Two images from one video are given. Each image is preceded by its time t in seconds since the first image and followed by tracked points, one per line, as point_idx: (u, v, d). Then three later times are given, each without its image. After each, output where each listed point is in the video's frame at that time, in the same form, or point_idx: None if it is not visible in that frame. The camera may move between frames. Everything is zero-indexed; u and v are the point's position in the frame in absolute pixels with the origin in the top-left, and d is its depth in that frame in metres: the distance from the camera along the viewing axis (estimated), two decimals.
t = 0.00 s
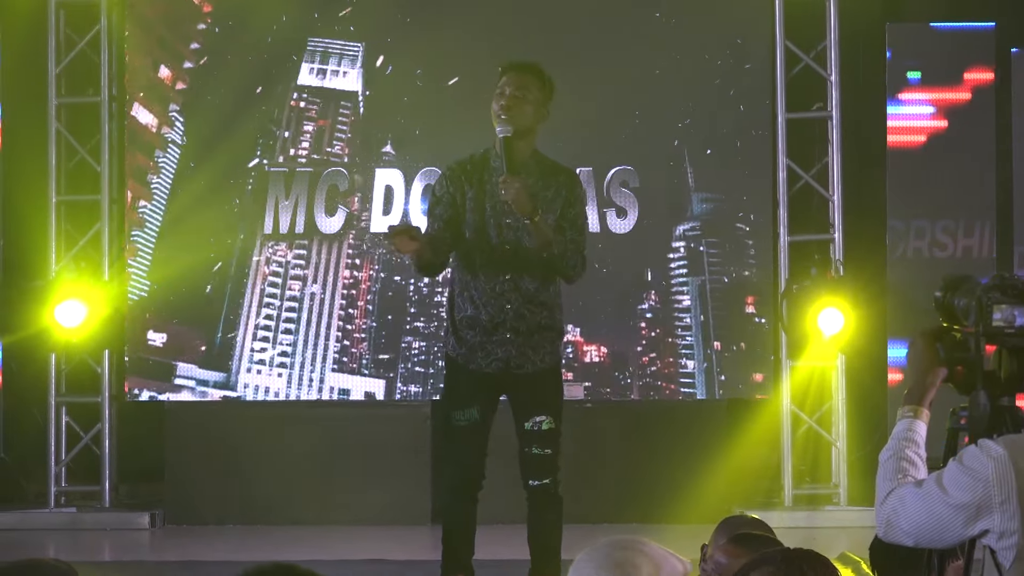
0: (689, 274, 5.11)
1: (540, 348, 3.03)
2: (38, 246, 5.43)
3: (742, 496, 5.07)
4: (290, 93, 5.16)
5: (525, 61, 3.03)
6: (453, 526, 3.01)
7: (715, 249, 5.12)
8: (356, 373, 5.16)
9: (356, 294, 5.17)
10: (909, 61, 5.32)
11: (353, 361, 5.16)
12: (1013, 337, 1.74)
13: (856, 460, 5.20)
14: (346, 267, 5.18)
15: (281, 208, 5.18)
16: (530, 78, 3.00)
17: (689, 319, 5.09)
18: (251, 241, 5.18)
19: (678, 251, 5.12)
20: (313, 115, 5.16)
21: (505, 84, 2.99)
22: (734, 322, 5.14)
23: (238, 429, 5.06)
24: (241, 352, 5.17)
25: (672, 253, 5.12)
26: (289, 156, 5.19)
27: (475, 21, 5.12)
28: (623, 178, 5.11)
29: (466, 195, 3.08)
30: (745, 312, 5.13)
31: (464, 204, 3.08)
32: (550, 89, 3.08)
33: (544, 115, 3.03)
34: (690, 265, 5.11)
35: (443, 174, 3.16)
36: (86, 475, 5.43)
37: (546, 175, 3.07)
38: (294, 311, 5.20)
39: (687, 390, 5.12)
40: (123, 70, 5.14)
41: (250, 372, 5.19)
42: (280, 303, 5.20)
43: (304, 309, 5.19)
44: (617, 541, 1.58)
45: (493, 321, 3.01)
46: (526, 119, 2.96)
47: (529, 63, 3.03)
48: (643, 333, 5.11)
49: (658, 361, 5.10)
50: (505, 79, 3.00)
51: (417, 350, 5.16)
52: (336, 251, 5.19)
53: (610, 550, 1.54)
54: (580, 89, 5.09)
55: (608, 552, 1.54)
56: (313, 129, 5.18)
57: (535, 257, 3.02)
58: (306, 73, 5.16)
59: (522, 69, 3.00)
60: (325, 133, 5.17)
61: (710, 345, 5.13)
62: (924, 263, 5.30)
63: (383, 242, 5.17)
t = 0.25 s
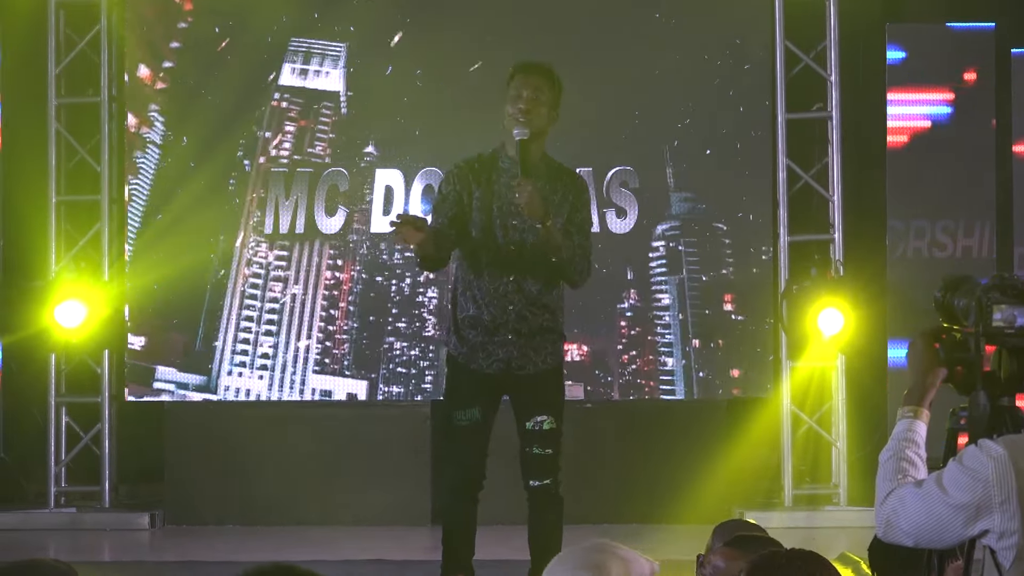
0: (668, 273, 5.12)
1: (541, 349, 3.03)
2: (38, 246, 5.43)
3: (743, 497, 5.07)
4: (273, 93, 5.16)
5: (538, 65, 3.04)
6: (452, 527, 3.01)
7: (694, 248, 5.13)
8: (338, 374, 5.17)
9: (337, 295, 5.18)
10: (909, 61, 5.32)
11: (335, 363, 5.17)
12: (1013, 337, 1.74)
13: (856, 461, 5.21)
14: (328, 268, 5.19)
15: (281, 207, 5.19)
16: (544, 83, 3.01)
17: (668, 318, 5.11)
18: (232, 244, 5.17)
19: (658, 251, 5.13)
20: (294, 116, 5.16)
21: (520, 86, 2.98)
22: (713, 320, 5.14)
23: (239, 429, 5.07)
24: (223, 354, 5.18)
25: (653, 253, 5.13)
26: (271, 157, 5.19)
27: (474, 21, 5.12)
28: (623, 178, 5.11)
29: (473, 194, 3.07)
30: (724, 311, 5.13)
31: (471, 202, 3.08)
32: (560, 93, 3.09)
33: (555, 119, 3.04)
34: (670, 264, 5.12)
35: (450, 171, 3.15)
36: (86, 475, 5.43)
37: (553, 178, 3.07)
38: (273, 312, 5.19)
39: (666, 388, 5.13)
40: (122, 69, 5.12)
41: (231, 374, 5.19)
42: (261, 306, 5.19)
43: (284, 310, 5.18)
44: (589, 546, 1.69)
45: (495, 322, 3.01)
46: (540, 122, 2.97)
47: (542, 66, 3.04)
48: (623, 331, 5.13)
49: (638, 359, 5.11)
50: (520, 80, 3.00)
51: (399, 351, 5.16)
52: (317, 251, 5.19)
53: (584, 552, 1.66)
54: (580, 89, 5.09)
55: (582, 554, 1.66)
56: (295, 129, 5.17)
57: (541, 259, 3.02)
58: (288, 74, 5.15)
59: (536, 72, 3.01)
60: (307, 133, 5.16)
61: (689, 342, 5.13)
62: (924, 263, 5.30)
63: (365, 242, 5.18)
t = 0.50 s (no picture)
0: (649, 272, 5.09)
1: (548, 351, 3.03)
2: (37, 247, 5.43)
3: (742, 496, 5.11)
4: (254, 93, 5.13)
5: (549, 67, 3.05)
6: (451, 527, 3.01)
7: (673, 246, 5.11)
8: (320, 376, 5.11)
9: (319, 296, 5.13)
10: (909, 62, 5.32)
11: (317, 364, 5.12)
12: (1013, 338, 1.74)
13: (856, 461, 5.25)
14: (309, 269, 5.15)
15: (281, 209, 5.17)
16: (556, 85, 3.03)
17: (649, 316, 5.08)
18: (211, 245, 5.14)
19: (638, 251, 5.10)
20: (276, 116, 5.15)
21: (534, 89, 2.99)
22: (693, 318, 5.10)
23: (240, 428, 5.08)
24: (202, 357, 5.12)
25: (633, 251, 5.11)
26: (251, 157, 5.16)
27: (474, 22, 5.11)
28: (622, 178, 5.09)
29: (483, 195, 3.08)
30: (703, 308, 5.10)
31: (483, 203, 3.07)
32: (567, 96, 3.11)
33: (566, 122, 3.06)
34: (650, 263, 5.10)
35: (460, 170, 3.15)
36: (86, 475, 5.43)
37: (564, 180, 3.09)
38: (254, 314, 5.14)
39: (646, 388, 5.06)
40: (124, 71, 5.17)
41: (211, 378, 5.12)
42: (242, 308, 5.14)
43: (266, 312, 5.14)
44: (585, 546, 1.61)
45: (504, 325, 3.01)
46: (554, 126, 2.99)
47: (552, 68, 3.06)
48: (604, 330, 5.08)
49: (619, 358, 5.05)
50: (532, 83, 3.01)
51: (381, 353, 5.10)
52: (297, 251, 5.15)
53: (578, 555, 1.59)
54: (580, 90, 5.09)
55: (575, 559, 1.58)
56: (276, 129, 5.16)
57: (552, 261, 3.04)
58: (270, 74, 5.14)
59: (548, 75, 3.02)
60: (289, 133, 5.15)
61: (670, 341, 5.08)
62: (923, 263, 5.28)
63: (345, 242, 5.14)
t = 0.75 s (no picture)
0: (633, 271, 5.09)
1: (549, 350, 3.04)
2: (38, 247, 5.43)
3: (742, 496, 5.12)
4: (240, 94, 5.15)
5: (538, 67, 3.06)
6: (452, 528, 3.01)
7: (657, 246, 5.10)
8: (305, 378, 5.12)
9: (304, 298, 5.14)
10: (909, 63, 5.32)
11: (302, 366, 5.12)
12: (1013, 338, 1.75)
13: (856, 461, 5.25)
14: (294, 271, 5.15)
15: (281, 209, 5.17)
16: (546, 84, 3.03)
17: (633, 315, 5.06)
18: (196, 246, 5.15)
19: (622, 251, 5.10)
20: (262, 116, 5.15)
21: (522, 90, 3.00)
22: (677, 318, 5.08)
23: (241, 428, 5.09)
24: (186, 360, 5.13)
25: (618, 251, 5.10)
26: (236, 157, 5.17)
27: (474, 22, 5.11)
28: (622, 178, 5.09)
29: (478, 196, 3.06)
30: (686, 307, 5.09)
31: (479, 204, 3.06)
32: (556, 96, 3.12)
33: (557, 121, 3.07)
34: (634, 263, 5.09)
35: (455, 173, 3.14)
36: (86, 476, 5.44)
37: (558, 181, 3.07)
38: (240, 316, 5.14)
39: (630, 388, 5.05)
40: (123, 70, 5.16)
41: (195, 380, 5.14)
42: (227, 309, 5.14)
43: (253, 313, 5.14)
44: (606, 545, 1.45)
45: (505, 325, 3.01)
46: (546, 126, 2.99)
47: (540, 67, 3.07)
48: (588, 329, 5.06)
49: (604, 357, 5.03)
50: (521, 84, 3.02)
51: (366, 354, 5.11)
52: (281, 250, 5.16)
53: (600, 552, 1.43)
54: (580, 90, 5.09)
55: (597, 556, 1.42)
56: (261, 130, 5.16)
57: (551, 260, 3.04)
58: (254, 74, 5.15)
59: (538, 74, 3.03)
60: (273, 133, 5.15)
61: (654, 339, 5.07)
62: (923, 263, 5.29)
63: (330, 242, 5.14)
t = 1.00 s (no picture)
0: (613, 269, 5.07)
1: (540, 347, 3.04)
2: (37, 247, 5.43)
3: (741, 496, 5.12)
4: (223, 93, 5.15)
5: (507, 65, 3.07)
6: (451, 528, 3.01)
7: (637, 246, 5.10)
8: (285, 380, 5.08)
9: (284, 299, 5.10)
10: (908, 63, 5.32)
11: (282, 367, 5.08)
12: (1012, 337, 1.76)
13: (856, 460, 5.24)
14: (275, 271, 5.11)
15: (280, 209, 5.13)
16: (513, 80, 3.03)
17: (613, 314, 5.05)
18: (172, 246, 5.13)
19: (603, 249, 5.09)
20: (245, 115, 5.15)
21: (491, 88, 3.01)
22: (656, 316, 5.07)
23: (241, 426, 5.13)
24: (162, 363, 5.10)
25: (597, 250, 5.10)
26: (219, 157, 5.15)
27: (474, 22, 5.11)
28: (621, 178, 5.09)
29: (461, 197, 3.07)
30: (665, 305, 5.07)
31: (462, 204, 3.07)
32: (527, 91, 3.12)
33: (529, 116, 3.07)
34: (615, 261, 5.08)
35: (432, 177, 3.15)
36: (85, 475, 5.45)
37: (538, 174, 3.09)
38: (219, 316, 5.10)
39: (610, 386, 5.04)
40: (122, 69, 5.19)
41: (172, 383, 5.10)
42: (207, 311, 5.10)
43: (233, 314, 5.10)
44: (636, 545, 1.36)
45: (493, 324, 3.02)
46: (519, 121, 2.99)
47: (509, 64, 3.07)
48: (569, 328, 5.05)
49: (584, 355, 5.03)
50: (489, 82, 3.03)
51: (348, 354, 5.08)
52: (259, 250, 5.12)
53: (630, 553, 1.34)
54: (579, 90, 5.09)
55: (626, 558, 1.33)
56: (244, 129, 5.15)
57: (535, 255, 3.04)
58: (237, 73, 5.16)
59: (506, 72, 3.04)
60: (256, 133, 5.14)
61: (631, 334, 5.05)
62: (923, 263, 5.28)
63: (310, 241, 5.11)
